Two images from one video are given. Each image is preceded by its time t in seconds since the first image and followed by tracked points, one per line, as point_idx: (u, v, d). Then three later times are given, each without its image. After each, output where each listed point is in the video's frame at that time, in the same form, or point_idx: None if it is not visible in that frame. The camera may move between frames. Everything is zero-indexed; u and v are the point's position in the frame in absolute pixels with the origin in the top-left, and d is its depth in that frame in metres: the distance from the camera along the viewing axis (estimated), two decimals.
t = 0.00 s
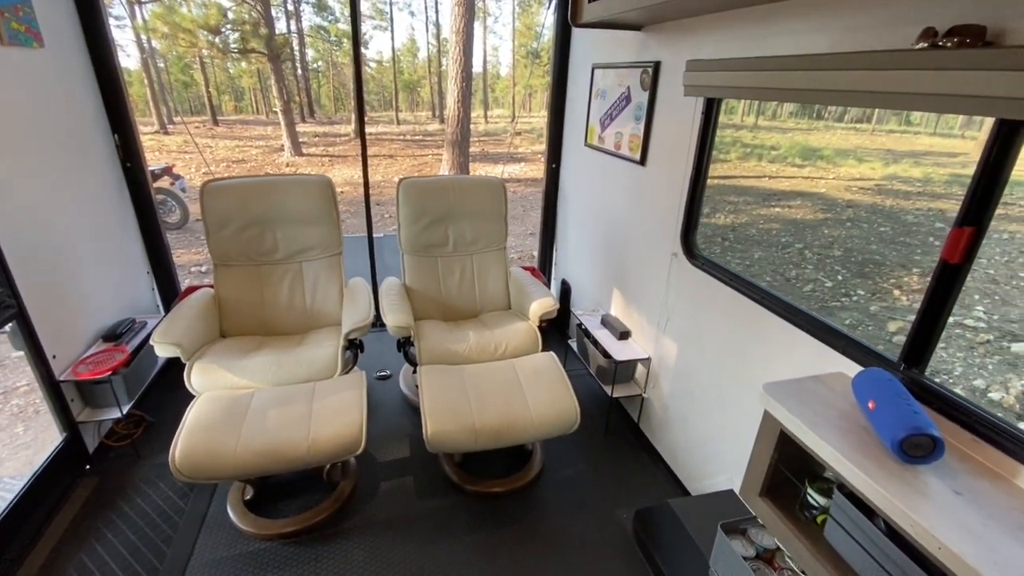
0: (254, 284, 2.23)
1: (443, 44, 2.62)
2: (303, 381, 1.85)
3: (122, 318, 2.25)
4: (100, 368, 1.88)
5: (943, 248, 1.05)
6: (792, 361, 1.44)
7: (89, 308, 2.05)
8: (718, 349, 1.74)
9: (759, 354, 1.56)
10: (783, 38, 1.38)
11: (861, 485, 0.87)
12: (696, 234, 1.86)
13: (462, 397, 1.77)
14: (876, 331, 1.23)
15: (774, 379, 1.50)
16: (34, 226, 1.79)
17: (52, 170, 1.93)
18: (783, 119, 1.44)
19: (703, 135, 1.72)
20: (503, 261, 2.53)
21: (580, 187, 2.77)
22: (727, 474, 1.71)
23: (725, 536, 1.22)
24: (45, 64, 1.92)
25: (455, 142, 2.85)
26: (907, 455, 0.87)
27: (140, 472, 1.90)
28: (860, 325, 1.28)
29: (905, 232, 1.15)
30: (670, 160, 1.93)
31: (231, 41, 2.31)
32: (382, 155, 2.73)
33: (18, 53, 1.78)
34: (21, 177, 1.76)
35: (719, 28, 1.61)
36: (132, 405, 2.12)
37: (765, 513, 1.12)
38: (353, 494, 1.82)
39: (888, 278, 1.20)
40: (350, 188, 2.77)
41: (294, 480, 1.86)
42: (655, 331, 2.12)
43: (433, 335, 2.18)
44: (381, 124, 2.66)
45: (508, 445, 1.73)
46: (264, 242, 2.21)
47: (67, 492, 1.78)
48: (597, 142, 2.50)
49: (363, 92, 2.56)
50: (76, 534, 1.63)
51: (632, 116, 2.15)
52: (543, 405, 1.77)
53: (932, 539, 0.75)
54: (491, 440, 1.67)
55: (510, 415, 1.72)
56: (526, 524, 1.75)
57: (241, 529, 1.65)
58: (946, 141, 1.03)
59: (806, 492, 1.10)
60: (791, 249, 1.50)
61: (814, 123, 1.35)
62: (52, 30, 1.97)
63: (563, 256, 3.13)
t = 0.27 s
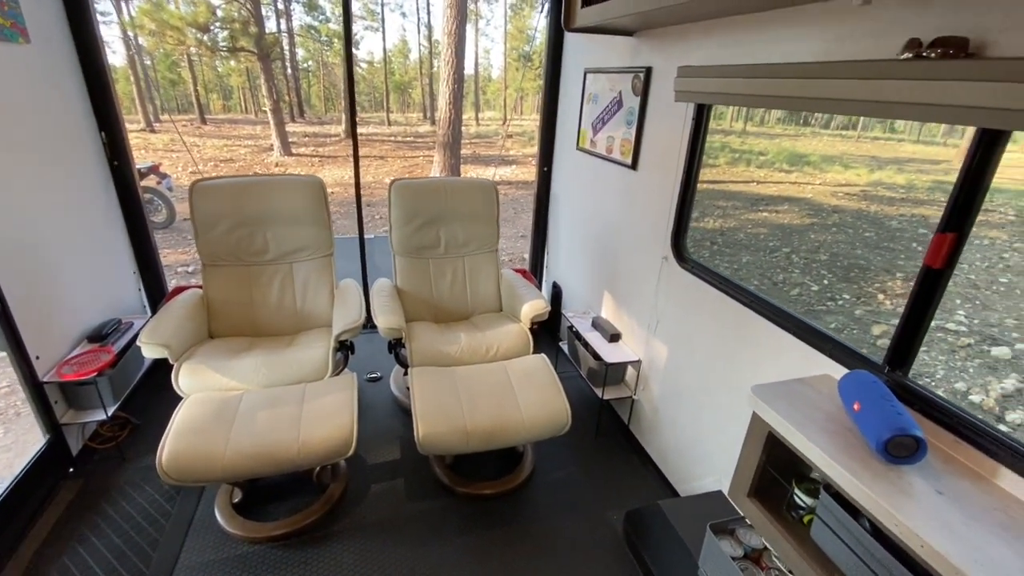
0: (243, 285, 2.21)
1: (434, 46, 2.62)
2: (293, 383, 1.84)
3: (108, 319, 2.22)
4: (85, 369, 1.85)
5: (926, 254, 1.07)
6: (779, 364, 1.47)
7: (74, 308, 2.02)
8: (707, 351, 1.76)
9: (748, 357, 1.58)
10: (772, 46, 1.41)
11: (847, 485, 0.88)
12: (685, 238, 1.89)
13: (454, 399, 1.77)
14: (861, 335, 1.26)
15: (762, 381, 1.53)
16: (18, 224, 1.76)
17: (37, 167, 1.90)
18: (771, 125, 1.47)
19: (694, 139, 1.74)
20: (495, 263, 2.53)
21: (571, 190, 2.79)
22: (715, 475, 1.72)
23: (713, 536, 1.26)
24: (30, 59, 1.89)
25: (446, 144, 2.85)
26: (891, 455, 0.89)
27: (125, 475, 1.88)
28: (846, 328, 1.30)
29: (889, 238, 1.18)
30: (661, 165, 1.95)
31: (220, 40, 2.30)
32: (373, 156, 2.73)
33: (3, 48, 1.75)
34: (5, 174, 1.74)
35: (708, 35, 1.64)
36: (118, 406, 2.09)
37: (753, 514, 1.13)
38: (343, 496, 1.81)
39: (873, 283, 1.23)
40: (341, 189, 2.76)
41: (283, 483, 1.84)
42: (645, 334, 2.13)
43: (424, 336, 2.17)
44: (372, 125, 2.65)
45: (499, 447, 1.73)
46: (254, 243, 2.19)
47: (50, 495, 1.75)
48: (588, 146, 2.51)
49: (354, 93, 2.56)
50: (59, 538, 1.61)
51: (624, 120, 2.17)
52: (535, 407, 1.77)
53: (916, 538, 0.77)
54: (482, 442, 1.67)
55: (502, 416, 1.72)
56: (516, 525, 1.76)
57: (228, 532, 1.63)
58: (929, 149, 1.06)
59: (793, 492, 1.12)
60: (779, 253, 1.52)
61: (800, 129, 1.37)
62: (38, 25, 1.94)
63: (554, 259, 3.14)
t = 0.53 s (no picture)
0: (200, 302, 2.13)
1: (401, 58, 2.62)
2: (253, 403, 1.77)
3: (51, 339, 2.09)
4: (25, 393, 1.73)
5: (873, 265, 1.14)
6: (741, 371, 1.51)
7: (14, 328, 1.90)
8: (673, 361, 1.80)
9: (711, 365, 1.62)
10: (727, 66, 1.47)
11: (805, 490, 0.91)
12: (649, 250, 1.93)
13: (422, 415, 1.74)
14: (818, 341, 1.31)
15: (725, 389, 1.57)
16: None
17: None
18: (730, 140, 1.53)
19: (656, 153, 1.80)
20: (464, 276, 2.52)
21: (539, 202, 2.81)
22: (683, 484, 1.75)
23: (681, 545, 1.28)
24: None
25: (414, 156, 2.84)
26: (846, 460, 0.93)
27: (70, 504, 1.76)
28: (804, 335, 1.35)
29: (841, 248, 1.24)
30: (624, 178, 2.00)
31: (178, 47, 2.23)
32: (339, 168, 2.69)
33: None
34: None
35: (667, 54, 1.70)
36: (62, 432, 1.97)
37: (720, 523, 1.15)
38: (306, 519, 1.75)
39: (828, 291, 1.28)
40: (306, 201, 2.72)
41: (242, 508, 1.76)
42: (612, 344, 2.16)
43: (391, 351, 2.14)
44: (337, 136, 2.62)
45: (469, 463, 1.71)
46: (211, 257, 2.12)
47: None
48: (554, 160, 2.55)
49: (319, 105, 2.52)
50: None
51: (588, 135, 2.22)
52: (504, 422, 1.76)
53: (871, 540, 0.80)
54: (451, 458, 1.65)
55: (471, 432, 1.70)
56: (487, 542, 1.74)
57: (182, 563, 1.54)
58: (875, 163, 1.12)
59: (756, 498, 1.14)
60: (739, 263, 1.58)
61: (758, 144, 1.44)
62: None
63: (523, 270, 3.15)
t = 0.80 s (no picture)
0: (138, 326, 2.00)
1: (353, 72, 2.59)
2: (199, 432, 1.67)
3: None
4: None
5: (809, 273, 1.22)
6: (693, 378, 1.56)
7: None
8: (629, 369, 1.83)
9: (664, 372, 1.67)
10: (670, 84, 1.54)
11: (756, 491, 0.95)
12: (603, 262, 1.98)
13: (381, 437, 1.69)
14: (765, 344, 1.38)
15: (680, 394, 1.61)
16: None
17: None
18: (678, 154, 1.59)
19: (606, 168, 1.85)
20: (421, 291, 2.49)
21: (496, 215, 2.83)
22: (643, 491, 1.78)
23: (642, 552, 1.28)
24: None
25: (369, 171, 2.80)
26: (791, 459, 0.98)
27: None
28: (753, 339, 1.41)
29: (784, 254, 1.31)
30: (576, 193, 2.04)
31: (113, 58, 2.12)
32: (290, 182, 2.61)
33: None
34: None
35: (614, 72, 1.76)
36: None
37: (678, 528, 1.18)
38: (258, 552, 1.66)
39: (773, 296, 1.35)
40: (256, 217, 2.62)
41: (187, 545, 1.65)
42: (571, 355, 2.19)
43: (346, 372, 2.08)
44: (288, 150, 2.55)
45: (431, 483, 1.67)
46: (151, 279, 2.00)
47: None
48: (510, 174, 2.58)
49: (268, 118, 2.45)
50: None
51: (541, 151, 2.26)
52: (466, 439, 1.74)
53: (818, 535, 0.84)
54: (412, 479, 1.61)
55: (432, 451, 1.67)
56: (450, 563, 1.70)
57: None
58: (811, 174, 1.20)
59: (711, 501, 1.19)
60: (690, 272, 1.64)
61: (704, 157, 1.51)
62: None
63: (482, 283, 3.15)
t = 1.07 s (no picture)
0: (67, 354, 1.85)
1: (304, 82, 2.52)
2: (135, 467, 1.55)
3: None
4: None
5: (756, 278, 1.26)
6: (653, 382, 1.57)
7: None
8: (590, 377, 1.84)
9: (624, 379, 1.68)
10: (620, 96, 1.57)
11: (715, 494, 0.96)
12: (562, 271, 1.98)
13: (337, 460, 1.62)
14: (720, 346, 1.41)
15: (640, 399, 1.62)
16: None
17: None
18: (631, 163, 1.62)
19: (560, 177, 1.87)
20: (378, 305, 2.44)
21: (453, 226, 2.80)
22: (607, 499, 1.78)
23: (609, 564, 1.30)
24: None
25: (322, 183, 2.73)
26: (747, 462, 0.99)
27: None
28: (708, 340, 1.44)
29: (734, 257, 1.34)
30: (532, 203, 2.05)
31: (43, 68, 1.99)
32: (238, 196, 2.50)
33: None
34: None
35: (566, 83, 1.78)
36: None
37: (642, 536, 1.18)
38: None
39: (726, 297, 1.38)
40: (197, 231, 2.45)
41: None
42: (532, 365, 2.17)
43: (299, 393, 1.98)
44: (236, 162, 2.44)
45: (391, 506, 1.61)
46: (80, 302, 1.86)
47: None
48: (466, 185, 2.56)
49: (214, 129, 2.33)
50: None
51: (495, 161, 2.26)
52: (427, 457, 1.69)
53: (775, 537, 0.85)
54: (370, 503, 1.55)
55: (391, 472, 1.62)
56: None
57: None
58: (757, 179, 1.24)
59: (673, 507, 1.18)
60: (647, 277, 1.66)
61: (657, 165, 1.54)
62: None
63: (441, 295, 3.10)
